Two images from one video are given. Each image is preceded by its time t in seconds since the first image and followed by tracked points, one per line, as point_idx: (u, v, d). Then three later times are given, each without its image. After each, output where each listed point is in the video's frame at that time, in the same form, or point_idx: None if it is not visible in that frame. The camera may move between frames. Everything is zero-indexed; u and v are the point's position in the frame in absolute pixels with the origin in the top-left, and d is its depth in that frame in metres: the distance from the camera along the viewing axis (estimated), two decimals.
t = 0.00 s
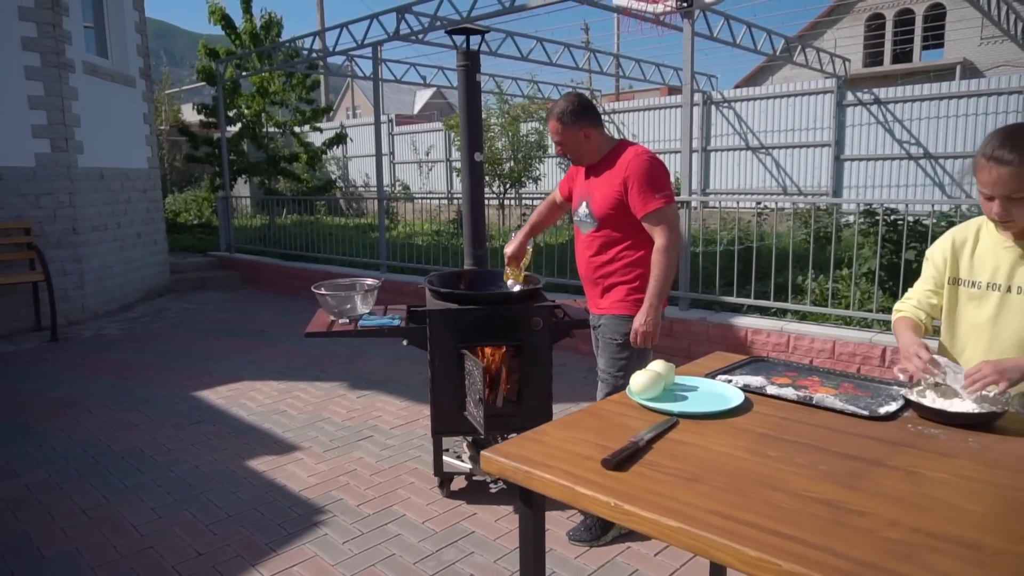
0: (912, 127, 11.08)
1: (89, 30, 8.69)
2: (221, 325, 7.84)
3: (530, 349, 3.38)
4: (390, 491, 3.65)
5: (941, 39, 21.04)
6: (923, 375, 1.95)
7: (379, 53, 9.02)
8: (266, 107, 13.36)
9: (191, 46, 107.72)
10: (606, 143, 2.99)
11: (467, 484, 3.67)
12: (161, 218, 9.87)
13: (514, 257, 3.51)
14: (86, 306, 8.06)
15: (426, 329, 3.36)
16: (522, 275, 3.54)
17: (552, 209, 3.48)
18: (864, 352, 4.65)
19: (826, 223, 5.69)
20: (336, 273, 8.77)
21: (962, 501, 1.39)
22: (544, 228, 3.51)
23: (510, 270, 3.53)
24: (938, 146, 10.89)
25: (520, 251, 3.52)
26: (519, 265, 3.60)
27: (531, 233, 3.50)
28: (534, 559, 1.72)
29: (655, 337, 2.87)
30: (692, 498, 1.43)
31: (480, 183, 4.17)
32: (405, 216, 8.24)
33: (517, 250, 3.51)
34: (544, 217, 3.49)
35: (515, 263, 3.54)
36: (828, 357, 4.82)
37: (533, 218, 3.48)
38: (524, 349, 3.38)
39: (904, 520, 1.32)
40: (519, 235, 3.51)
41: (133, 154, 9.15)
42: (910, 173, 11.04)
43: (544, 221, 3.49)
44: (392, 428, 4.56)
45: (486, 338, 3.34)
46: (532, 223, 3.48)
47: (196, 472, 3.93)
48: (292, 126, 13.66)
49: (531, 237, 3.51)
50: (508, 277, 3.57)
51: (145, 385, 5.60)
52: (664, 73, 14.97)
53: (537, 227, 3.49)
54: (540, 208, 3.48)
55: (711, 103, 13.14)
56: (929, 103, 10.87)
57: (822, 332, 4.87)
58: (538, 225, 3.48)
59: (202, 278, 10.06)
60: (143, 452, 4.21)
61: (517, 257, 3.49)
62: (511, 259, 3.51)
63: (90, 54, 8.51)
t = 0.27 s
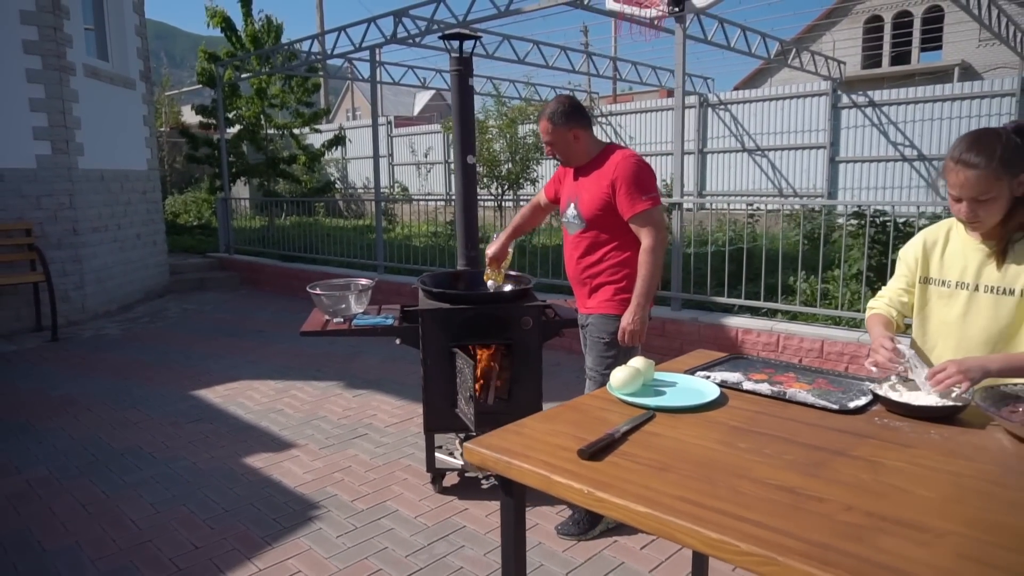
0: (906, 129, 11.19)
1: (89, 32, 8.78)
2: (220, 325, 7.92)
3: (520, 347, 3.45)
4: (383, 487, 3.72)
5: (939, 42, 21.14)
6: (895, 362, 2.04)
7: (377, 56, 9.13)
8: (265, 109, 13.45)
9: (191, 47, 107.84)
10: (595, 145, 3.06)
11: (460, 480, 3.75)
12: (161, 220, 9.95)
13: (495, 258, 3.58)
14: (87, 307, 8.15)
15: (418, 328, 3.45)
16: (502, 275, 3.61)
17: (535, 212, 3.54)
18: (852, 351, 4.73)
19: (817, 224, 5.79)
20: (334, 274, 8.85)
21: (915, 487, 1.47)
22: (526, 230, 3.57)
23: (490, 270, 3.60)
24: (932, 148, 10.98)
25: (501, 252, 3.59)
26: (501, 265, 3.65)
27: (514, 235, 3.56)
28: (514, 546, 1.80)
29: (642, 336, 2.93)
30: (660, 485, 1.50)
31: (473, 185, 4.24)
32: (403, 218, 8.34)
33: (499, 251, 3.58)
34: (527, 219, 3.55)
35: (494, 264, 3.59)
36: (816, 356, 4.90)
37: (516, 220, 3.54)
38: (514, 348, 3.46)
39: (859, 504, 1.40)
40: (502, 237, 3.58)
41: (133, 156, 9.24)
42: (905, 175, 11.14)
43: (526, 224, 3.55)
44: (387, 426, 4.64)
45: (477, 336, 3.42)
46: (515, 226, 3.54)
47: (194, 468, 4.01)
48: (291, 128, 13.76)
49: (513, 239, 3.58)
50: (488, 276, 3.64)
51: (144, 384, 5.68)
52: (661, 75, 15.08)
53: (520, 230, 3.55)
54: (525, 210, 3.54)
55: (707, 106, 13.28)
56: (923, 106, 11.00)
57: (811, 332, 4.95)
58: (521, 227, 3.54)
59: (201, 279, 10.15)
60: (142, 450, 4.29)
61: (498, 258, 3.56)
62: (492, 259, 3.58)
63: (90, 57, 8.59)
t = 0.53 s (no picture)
0: (899, 133, 11.32)
1: (88, 36, 8.86)
2: (217, 327, 7.99)
3: (509, 348, 3.52)
4: (375, 486, 3.78)
5: (934, 47, 21.31)
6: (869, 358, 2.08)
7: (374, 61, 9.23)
8: (264, 113, 13.54)
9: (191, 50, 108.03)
10: (582, 149, 3.13)
11: (451, 478, 3.82)
12: (159, 222, 10.02)
13: (476, 258, 3.63)
14: (85, 309, 8.21)
15: (410, 329, 3.51)
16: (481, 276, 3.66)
17: (519, 215, 3.60)
18: (839, 353, 4.81)
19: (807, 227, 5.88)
20: (331, 277, 8.93)
21: (874, 477, 1.53)
22: (509, 232, 3.63)
23: (471, 269, 3.64)
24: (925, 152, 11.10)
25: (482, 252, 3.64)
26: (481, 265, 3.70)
27: (496, 236, 3.61)
28: (495, 537, 1.86)
29: (627, 335, 3.00)
30: (631, 475, 1.57)
31: (465, 188, 4.31)
32: (400, 221, 8.42)
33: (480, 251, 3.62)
34: (510, 222, 3.61)
35: (475, 264, 3.63)
36: (805, 357, 4.97)
37: (500, 222, 3.59)
38: (504, 348, 3.53)
39: (817, 493, 1.47)
40: (485, 237, 3.63)
41: (132, 159, 9.31)
42: (898, 178, 11.25)
43: (510, 227, 3.61)
44: (381, 426, 4.70)
45: (467, 337, 3.49)
46: (499, 228, 3.60)
47: (189, 467, 4.07)
48: (290, 132, 13.85)
49: (495, 241, 3.63)
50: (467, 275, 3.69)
51: (141, 385, 5.74)
52: (657, 80, 15.20)
53: (503, 231, 3.60)
54: (508, 213, 3.59)
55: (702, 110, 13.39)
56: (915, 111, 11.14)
57: (800, 333, 5.03)
58: (504, 229, 3.60)
59: (199, 281, 10.22)
60: (139, 449, 4.35)
61: (479, 258, 3.61)
62: (473, 258, 3.62)
63: (90, 61, 8.68)
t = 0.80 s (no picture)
0: (894, 137, 11.41)
1: (88, 40, 8.93)
2: (215, 329, 8.05)
3: (502, 349, 3.58)
4: (369, 485, 3.84)
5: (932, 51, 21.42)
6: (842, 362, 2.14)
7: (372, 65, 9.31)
8: (263, 116, 13.63)
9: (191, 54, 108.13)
10: (572, 153, 3.18)
11: (444, 477, 3.87)
12: (158, 225, 10.09)
13: (461, 259, 3.70)
14: (84, 311, 8.27)
15: (403, 329, 3.57)
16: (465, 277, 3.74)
17: (506, 220, 3.65)
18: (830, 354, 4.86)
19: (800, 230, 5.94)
20: (330, 279, 8.99)
21: (843, 470, 1.59)
22: (496, 236, 3.69)
23: (454, 270, 3.72)
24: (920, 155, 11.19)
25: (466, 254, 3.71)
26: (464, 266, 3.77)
27: (482, 239, 3.68)
28: (481, 531, 1.92)
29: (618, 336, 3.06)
30: (610, 468, 1.63)
31: (458, 192, 4.36)
32: (400, 224, 8.42)
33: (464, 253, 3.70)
34: (496, 226, 3.66)
35: (459, 265, 3.70)
36: (796, 359, 5.02)
37: (485, 225, 3.66)
38: (496, 349, 3.59)
39: (788, 485, 1.52)
40: (471, 240, 3.70)
41: (131, 163, 9.37)
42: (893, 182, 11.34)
43: (496, 230, 3.66)
44: (376, 427, 4.75)
45: (460, 338, 3.55)
46: (485, 232, 3.66)
47: (187, 466, 4.12)
48: (289, 135, 13.93)
49: (480, 243, 3.70)
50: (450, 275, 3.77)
51: (140, 386, 5.80)
52: (654, 83, 15.29)
53: (489, 235, 3.66)
54: (495, 217, 3.65)
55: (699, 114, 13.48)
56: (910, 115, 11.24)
57: (791, 335, 5.08)
58: (490, 233, 3.65)
59: (198, 284, 10.28)
60: (137, 449, 4.41)
61: (463, 259, 3.68)
62: (457, 260, 3.70)
63: (90, 65, 8.74)
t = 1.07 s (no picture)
0: (890, 140, 11.52)
1: (89, 42, 9.00)
2: (214, 329, 8.10)
3: (496, 348, 3.63)
4: (365, 483, 3.89)
5: (930, 55, 21.55)
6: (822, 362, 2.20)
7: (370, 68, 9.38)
8: (263, 118, 13.70)
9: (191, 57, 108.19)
10: (564, 157, 3.24)
11: (439, 475, 3.92)
12: (158, 227, 10.14)
13: (448, 258, 3.77)
14: (84, 312, 8.33)
15: (399, 329, 3.63)
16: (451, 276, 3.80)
17: (495, 221, 3.70)
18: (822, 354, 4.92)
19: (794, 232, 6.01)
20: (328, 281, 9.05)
21: (818, 462, 1.65)
22: (484, 237, 3.74)
23: (440, 268, 3.79)
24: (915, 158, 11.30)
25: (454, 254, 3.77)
26: (452, 266, 3.83)
27: (469, 240, 3.74)
28: (470, 523, 1.98)
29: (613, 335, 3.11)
30: (593, 460, 1.68)
31: (454, 196, 4.41)
32: (399, 226, 8.48)
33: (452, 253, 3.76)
34: (485, 228, 3.70)
35: (446, 264, 3.77)
36: (788, 359, 5.08)
37: (474, 226, 3.71)
38: (491, 348, 3.64)
39: (765, 476, 1.57)
40: (459, 240, 3.76)
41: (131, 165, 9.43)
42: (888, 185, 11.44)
43: (483, 232, 3.71)
44: (373, 426, 4.80)
45: (454, 337, 3.60)
46: (473, 233, 3.71)
47: (185, 464, 4.17)
48: (288, 137, 14.00)
49: (468, 244, 3.76)
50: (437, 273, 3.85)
51: (140, 386, 5.85)
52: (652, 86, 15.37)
53: (477, 236, 3.71)
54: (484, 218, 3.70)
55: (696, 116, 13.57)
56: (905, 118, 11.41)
57: (784, 336, 5.13)
58: (478, 234, 3.71)
59: (197, 285, 10.33)
60: (136, 447, 4.46)
61: (449, 259, 3.75)
62: (444, 259, 3.77)
63: (90, 67, 8.80)
